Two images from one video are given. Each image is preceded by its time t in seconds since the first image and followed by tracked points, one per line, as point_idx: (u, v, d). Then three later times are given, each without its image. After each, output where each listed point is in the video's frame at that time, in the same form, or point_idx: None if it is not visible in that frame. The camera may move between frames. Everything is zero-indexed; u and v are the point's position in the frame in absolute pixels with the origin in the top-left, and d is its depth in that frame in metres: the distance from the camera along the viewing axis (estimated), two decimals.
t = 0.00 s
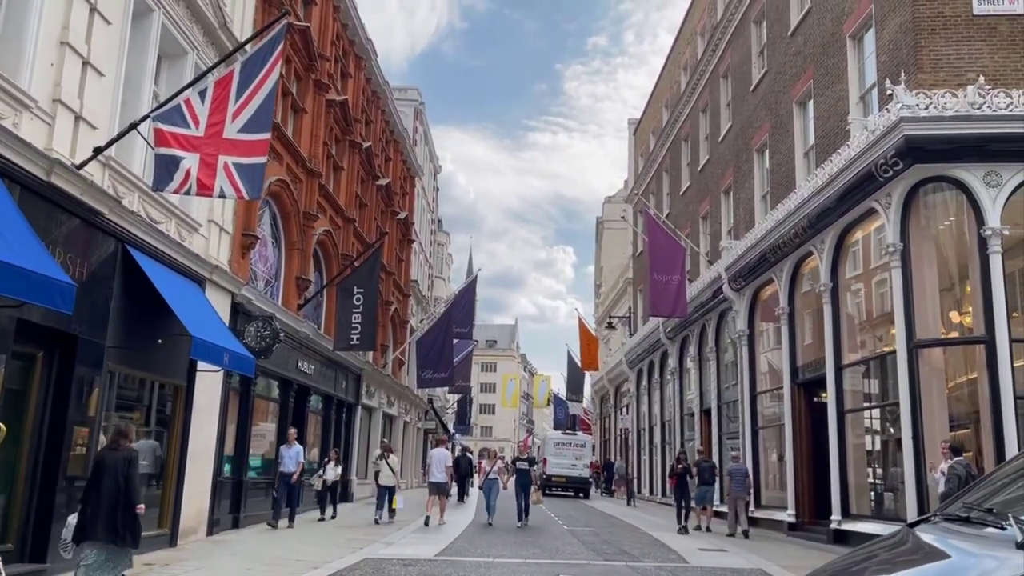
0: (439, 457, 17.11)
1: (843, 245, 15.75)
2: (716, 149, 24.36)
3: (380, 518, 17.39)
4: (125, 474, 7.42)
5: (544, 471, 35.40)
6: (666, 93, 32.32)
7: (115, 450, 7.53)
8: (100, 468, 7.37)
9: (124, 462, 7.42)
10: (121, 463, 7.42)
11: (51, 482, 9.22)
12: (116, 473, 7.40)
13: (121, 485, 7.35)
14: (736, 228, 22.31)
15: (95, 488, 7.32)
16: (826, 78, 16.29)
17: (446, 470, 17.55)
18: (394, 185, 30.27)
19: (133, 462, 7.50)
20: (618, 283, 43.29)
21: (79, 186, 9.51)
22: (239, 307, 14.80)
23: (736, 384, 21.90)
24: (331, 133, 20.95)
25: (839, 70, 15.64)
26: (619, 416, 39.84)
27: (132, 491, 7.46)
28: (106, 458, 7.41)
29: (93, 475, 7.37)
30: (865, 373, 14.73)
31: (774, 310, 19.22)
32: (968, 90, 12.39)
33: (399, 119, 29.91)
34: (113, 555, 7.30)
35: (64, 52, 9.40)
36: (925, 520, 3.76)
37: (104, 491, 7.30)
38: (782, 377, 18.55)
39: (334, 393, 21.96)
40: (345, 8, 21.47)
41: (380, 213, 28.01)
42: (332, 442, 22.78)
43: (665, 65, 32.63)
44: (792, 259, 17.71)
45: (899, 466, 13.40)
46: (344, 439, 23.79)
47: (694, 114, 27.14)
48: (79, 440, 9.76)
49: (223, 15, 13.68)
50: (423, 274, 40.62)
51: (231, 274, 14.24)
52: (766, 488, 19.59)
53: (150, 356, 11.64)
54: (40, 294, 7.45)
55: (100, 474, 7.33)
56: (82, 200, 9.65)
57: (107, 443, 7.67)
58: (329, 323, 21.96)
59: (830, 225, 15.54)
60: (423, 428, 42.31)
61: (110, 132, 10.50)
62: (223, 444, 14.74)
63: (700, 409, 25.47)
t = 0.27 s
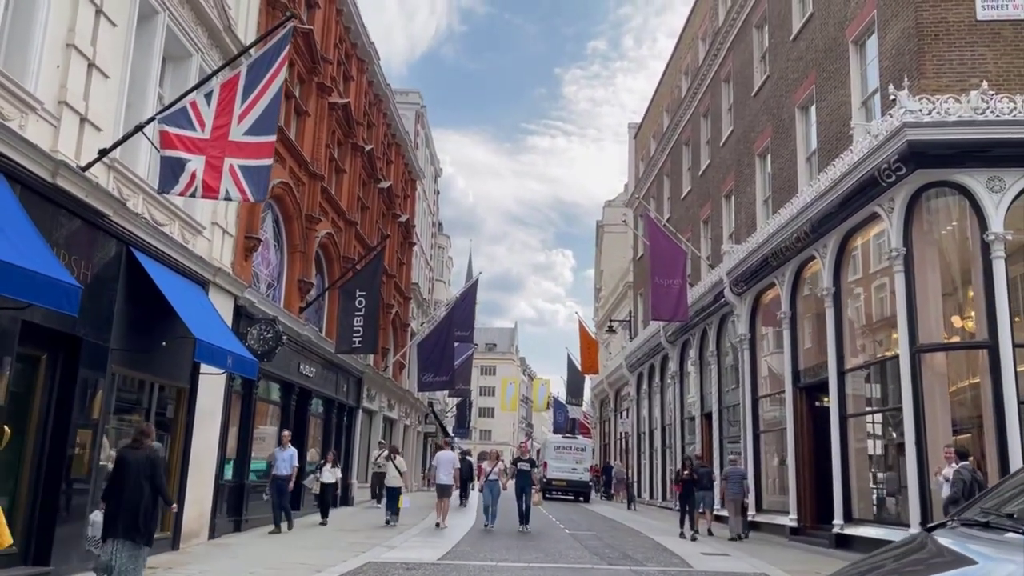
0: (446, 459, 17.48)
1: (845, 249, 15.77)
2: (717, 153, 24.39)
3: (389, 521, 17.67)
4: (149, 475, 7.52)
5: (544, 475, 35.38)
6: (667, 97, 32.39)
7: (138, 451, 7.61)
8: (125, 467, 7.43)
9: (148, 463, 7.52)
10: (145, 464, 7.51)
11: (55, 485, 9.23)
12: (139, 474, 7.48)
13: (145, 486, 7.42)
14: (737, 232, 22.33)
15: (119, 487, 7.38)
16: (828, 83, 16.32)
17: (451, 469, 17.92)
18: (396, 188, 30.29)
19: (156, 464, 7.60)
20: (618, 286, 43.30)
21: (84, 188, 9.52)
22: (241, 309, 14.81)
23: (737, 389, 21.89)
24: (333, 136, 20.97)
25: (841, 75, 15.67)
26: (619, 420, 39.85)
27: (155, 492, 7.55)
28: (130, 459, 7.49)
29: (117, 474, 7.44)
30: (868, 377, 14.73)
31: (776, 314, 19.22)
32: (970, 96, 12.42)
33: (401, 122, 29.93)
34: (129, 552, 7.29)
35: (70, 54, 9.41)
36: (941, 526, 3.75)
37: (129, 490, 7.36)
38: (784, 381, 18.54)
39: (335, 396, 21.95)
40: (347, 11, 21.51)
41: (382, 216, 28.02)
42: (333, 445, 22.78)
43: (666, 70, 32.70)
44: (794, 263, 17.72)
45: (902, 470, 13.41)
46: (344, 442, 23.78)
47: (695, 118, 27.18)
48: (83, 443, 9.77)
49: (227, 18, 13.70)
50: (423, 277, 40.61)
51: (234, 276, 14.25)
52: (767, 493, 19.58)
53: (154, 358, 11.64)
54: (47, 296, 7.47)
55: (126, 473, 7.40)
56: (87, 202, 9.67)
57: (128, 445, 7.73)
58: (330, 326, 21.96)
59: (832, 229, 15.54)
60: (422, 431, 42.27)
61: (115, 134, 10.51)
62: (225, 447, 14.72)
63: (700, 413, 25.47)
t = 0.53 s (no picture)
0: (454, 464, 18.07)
1: (851, 254, 15.77)
2: (720, 158, 24.42)
3: (399, 526, 18.03)
4: (171, 481, 8.09)
5: (547, 479, 35.35)
6: (669, 101, 32.45)
7: (159, 459, 8.16)
8: (150, 475, 7.98)
9: (170, 471, 8.09)
10: (167, 472, 8.08)
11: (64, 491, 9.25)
12: (163, 481, 8.05)
13: (169, 494, 8.01)
14: (741, 237, 22.33)
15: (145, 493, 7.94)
16: (833, 88, 16.35)
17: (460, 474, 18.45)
18: (399, 192, 30.32)
19: (177, 471, 8.17)
20: (621, 290, 43.30)
21: (94, 192, 9.56)
22: (247, 313, 14.84)
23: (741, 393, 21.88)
24: (338, 140, 20.99)
25: (847, 80, 15.70)
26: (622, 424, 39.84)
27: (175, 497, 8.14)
28: (154, 467, 8.04)
29: (142, 482, 7.99)
30: (874, 381, 14.71)
31: (781, 318, 19.22)
32: (977, 101, 12.44)
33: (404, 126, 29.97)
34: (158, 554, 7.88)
35: (80, 59, 9.44)
36: (966, 534, 3.76)
37: (156, 497, 7.93)
38: (788, 385, 18.53)
39: (339, 400, 21.94)
40: (352, 15, 21.55)
41: (385, 220, 28.04)
42: (337, 448, 22.77)
43: (669, 74, 32.75)
44: (799, 268, 17.72)
45: (909, 476, 13.41)
46: (348, 446, 23.77)
47: (698, 123, 27.21)
48: (91, 448, 9.77)
49: (234, 23, 13.74)
50: (426, 281, 40.63)
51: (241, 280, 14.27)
52: (771, 497, 19.57)
53: (160, 362, 11.65)
54: (59, 301, 7.50)
55: (153, 481, 7.95)
56: (97, 207, 9.70)
57: (147, 454, 8.26)
58: (335, 330, 21.96)
59: (838, 234, 15.55)
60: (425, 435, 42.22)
61: (123, 139, 10.54)
62: (231, 450, 14.71)
63: (704, 418, 25.45)
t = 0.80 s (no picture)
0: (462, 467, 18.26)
1: (858, 257, 15.76)
2: (726, 161, 24.43)
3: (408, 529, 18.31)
4: (193, 481, 8.27)
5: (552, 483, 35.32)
6: (674, 104, 32.47)
7: (182, 460, 8.34)
8: (172, 476, 8.17)
9: (192, 471, 8.27)
10: (190, 472, 8.26)
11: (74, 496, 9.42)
12: (186, 481, 8.22)
13: (190, 492, 8.16)
14: (747, 240, 22.31)
15: (168, 493, 8.12)
16: (840, 91, 16.35)
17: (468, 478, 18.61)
18: (404, 196, 30.35)
19: (198, 472, 8.37)
20: (625, 293, 43.30)
21: (106, 198, 9.68)
22: (255, 317, 14.90)
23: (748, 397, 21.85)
24: (344, 144, 21.03)
25: (854, 84, 15.70)
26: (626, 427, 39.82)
27: (196, 497, 8.30)
28: (176, 467, 8.22)
29: (164, 483, 8.16)
30: (883, 386, 14.67)
31: (788, 322, 19.21)
32: (986, 104, 12.44)
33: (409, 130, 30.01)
34: (181, 553, 8.04)
35: (91, 64, 9.54)
36: (988, 539, 3.77)
37: (179, 497, 8.09)
38: (796, 389, 18.50)
39: (345, 404, 21.96)
40: (358, 19, 21.61)
41: (391, 223, 28.07)
42: (343, 452, 22.79)
43: (673, 77, 32.78)
44: (806, 272, 17.71)
45: (917, 480, 13.39)
46: (354, 450, 23.79)
47: (703, 126, 27.22)
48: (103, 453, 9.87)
49: (243, 27, 13.80)
50: (431, 285, 40.64)
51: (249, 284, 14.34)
52: (778, 501, 19.54)
53: (170, 367, 11.77)
54: (74, 307, 7.63)
55: (175, 480, 8.13)
56: (108, 211, 9.83)
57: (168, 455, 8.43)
58: (341, 333, 22.00)
59: (846, 237, 15.54)
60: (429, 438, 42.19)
61: (134, 143, 10.64)
62: (239, 454, 14.73)
63: (710, 421, 25.42)
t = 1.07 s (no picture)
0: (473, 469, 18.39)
1: (869, 258, 15.71)
2: (734, 162, 24.39)
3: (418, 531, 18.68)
4: (216, 485, 8.29)
5: (560, 485, 35.26)
6: (682, 105, 32.42)
7: (205, 464, 8.37)
8: (196, 478, 8.20)
9: (215, 476, 8.29)
10: (212, 475, 8.29)
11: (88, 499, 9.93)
12: (210, 485, 8.24)
13: (213, 496, 8.18)
14: (756, 241, 22.25)
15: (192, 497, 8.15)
16: (850, 92, 16.31)
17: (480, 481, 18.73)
18: (412, 198, 30.39)
19: (220, 477, 8.39)
20: (632, 295, 43.25)
21: (121, 201, 9.99)
22: (266, 320, 15.02)
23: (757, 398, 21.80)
24: (353, 147, 21.06)
25: (864, 84, 15.67)
26: (635, 429, 39.73)
27: (219, 501, 8.32)
28: (200, 471, 8.26)
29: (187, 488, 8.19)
30: (895, 387, 14.58)
31: (798, 323, 19.15)
32: (999, 104, 12.39)
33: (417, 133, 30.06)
34: (207, 554, 8.05)
35: (105, 67, 9.75)
36: (1017, 539, 3.77)
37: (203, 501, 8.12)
38: (806, 391, 18.43)
39: (354, 406, 22.00)
40: (367, 22, 21.68)
41: (399, 226, 28.11)
42: (353, 454, 22.84)
43: (681, 78, 32.73)
44: (816, 273, 17.66)
45: (930, 482, 13.31)
46: (363, 452, 23.81)
47: (711, 127, 27.17)
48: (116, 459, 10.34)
49: (254, 30, 13.90)
50: (438, 287, 40.63)
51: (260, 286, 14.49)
52: (789, 502, 19.46)
53: (184, 367, 12.00)
54: (90, 309, 8.02)
55: (199, 484, 8.17)
56: (123, 214, 10.12)
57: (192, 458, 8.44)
58: (350, 335, 22.07)
59: (857, 238, 15.50)
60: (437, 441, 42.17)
61: (147, 146, 10.88)
62: (251, 455, 14.77)
63: (719, 423, 25.35)
